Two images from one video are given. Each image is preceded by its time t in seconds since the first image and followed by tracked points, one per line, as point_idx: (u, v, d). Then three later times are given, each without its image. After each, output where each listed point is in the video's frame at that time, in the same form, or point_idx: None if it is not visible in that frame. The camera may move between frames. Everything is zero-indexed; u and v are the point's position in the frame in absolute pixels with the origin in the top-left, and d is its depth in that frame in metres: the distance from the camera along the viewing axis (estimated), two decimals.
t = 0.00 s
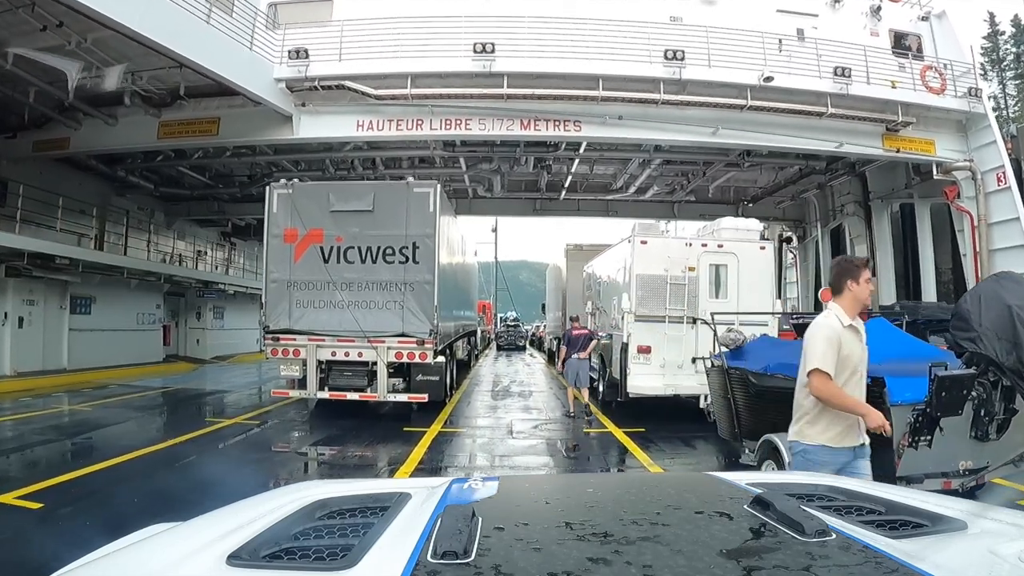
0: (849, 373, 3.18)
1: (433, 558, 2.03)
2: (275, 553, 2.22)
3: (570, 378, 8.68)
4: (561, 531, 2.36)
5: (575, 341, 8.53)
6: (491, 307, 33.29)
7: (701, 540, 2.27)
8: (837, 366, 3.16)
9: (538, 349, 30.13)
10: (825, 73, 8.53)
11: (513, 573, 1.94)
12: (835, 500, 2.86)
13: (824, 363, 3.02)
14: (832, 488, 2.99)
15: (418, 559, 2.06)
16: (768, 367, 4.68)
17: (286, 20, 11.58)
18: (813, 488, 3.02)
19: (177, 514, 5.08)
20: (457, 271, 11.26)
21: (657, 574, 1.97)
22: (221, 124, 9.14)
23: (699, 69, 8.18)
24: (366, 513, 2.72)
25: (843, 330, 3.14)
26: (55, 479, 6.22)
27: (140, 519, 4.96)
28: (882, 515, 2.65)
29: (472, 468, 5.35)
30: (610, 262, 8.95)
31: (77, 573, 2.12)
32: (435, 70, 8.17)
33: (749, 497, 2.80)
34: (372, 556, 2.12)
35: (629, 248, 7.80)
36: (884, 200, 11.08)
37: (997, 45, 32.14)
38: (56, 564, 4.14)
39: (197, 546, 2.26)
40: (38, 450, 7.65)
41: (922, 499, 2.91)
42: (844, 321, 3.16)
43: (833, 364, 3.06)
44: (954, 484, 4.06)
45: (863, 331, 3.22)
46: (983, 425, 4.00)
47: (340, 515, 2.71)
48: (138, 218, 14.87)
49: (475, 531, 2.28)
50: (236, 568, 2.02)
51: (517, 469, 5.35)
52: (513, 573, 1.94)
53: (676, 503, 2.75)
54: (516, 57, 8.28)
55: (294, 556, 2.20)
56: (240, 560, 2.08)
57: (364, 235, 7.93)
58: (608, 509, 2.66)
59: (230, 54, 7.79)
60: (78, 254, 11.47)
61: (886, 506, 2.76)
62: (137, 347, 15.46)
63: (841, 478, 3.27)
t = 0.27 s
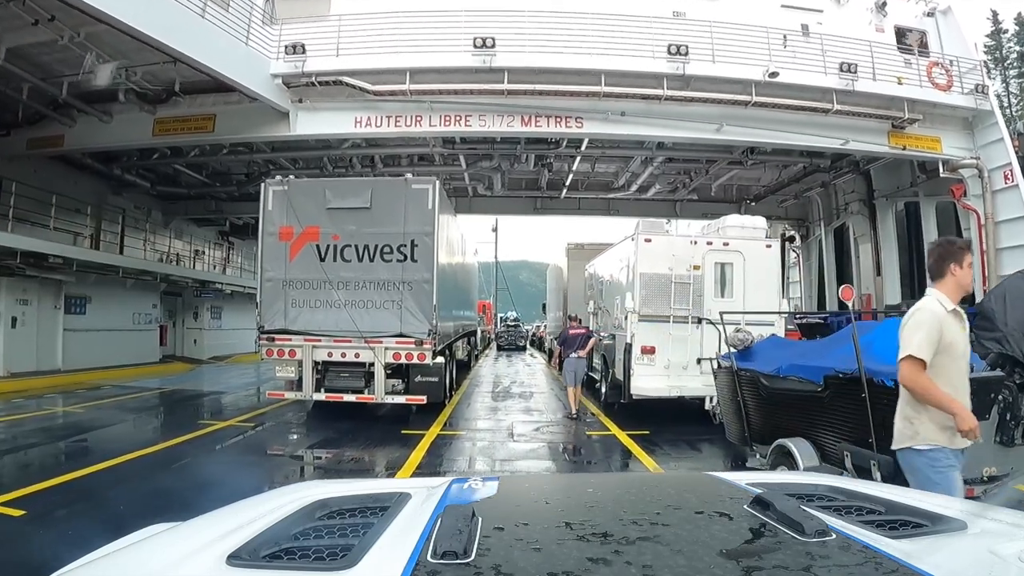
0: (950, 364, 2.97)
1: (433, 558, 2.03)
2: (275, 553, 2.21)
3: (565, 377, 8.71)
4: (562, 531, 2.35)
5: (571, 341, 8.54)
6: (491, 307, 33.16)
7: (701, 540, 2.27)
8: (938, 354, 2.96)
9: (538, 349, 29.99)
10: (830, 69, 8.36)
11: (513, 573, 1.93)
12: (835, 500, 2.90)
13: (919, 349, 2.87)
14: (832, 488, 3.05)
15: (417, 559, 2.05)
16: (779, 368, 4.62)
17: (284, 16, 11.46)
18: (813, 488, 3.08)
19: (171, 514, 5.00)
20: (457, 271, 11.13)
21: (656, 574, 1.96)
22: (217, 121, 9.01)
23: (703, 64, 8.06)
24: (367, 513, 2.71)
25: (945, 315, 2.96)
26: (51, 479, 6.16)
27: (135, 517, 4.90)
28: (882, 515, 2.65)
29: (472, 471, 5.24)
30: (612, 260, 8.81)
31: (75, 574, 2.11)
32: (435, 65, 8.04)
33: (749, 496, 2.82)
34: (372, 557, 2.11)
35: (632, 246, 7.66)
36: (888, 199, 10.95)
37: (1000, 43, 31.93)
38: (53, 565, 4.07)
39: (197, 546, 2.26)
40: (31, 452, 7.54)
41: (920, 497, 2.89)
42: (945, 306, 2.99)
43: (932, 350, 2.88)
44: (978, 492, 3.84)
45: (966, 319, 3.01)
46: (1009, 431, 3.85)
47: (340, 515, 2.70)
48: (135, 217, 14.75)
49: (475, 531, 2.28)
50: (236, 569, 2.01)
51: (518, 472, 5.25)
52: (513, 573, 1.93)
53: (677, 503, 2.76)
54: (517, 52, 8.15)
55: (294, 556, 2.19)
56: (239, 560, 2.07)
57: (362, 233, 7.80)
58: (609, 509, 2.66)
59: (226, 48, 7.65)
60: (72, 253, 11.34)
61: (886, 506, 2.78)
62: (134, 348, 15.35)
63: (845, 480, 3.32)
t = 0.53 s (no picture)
0: None
1: (433, 558, 2.03)
2: (274, 553, 2.19)
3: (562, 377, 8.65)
4: (562, 531, 2.37)
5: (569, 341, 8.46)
6: (489, 307, 33.00)
7: (701, 540, 2.30)
8: None
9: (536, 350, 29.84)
10: (836, 65, 8.29)
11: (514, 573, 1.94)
12: (834, 500, 2.99)
13: None
14: (832, 488, 3.15)
15: (418, 559, 2.05)
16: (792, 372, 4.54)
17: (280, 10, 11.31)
18: (813, 488, 3.18)
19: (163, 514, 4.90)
20: (455, 271, 11.00)
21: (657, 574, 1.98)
22: (211, 116, 8.84)
23: (706, 59, 7.92)
24: (366, 513, 2.71)
25: None
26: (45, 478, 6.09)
27: (124, 518, 4.78)
28: (881, 515, 2.73)
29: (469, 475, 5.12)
30: (613, 259, 8.67)
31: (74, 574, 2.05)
32: (432, 59, 7.90)
33: (749, 497, 2.88)
34: (374, 556, 2.11)
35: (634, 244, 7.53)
36: (892, 198, 10.83)
37: (1003, 42, 31.69)
38: (53, 564, 4.02)
39: (199, 545, 2.23)
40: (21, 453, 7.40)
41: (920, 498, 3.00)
42: None
43: None
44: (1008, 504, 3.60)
45: None
46: None
47: (340, 515, 2.70)
48: (130, 215, 14.57)
49: (475, 531, 2.29)
50: (237, 569, 1.98)
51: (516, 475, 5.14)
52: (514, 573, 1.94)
53: (677, 504, 2.78)
54: (517, 47, 8.00)
55: (295, 556, 2.19)
56: (240, 560, 2.05)
57: (357, 230, 7.65)
58: (609, 509, 2.68)
59: (219, 42, 7.50)
60: (64, 251, 11.16)
61: (885, 506, 2.85)
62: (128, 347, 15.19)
63: (842, 481, 3.44)
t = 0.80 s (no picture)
0: None
1: (433, 558, 2.00)
2: (274, 554, 2.18)
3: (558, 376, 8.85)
4: (562, 531, 2.35)
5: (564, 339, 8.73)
6: (485, 307, 32.81)
7: (701, 540, 2.27)
8: None
9: (532, 350, 29.66)
10: (839, 61, 8.17)
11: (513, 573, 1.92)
12: (835, 499, 2.96)
13: None
14: (832, 488, 3.12)
15: (415, 559, 2.02)
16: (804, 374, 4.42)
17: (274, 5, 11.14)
18: (812, 488, 3.14)
19: (151, 516, 4.77)
20: (450, 271, 10.85)
21: (657, 574, 1.96)
22: (201, 112, 8.66)
23: (707, 54, 7.78)
24: (367, 514, 2.68)
25: None
26: (37, 479, 6.01)
27: (110, 521, 4.66)
28: (882, 515, 2.71)
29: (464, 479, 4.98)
30: (612, 257, 8.53)
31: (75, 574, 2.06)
32: (427, 53, 7.73)
33: (749, 496, 2.85)
34: (373, 556, 2.08)
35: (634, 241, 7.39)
36: (894, 196, 10.71)
37: (1004, 41, 31.44)
38: (52, 564, 3.97)
39: (200, 544, 2.23)
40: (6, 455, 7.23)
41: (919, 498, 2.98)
42: None
43: None
44: None
45: None
46: None
47: (340, 515, 2.67)
48: (121, 213, 14.36)
49: (474, 531, 2.27)
50: (236, 569, 1.97)
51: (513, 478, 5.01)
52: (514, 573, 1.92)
53: (676, 503, 2.77)
54: (514, 40, 7.84)
55: (293, 556, 2.16)
56: (239, 560, 2.04)
57: (349, 227, 7.49)
58: (608, 509, 2.66)
59: (210, 34, 7.30)
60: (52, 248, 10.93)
61: (886, 506, 2.83)
62: (119, 348, 15.01)
63: (841, 480, 3.40)
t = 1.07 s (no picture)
0: None
1: (433, 558, 2.03)
2: (274, 553, 2.19)
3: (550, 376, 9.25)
4: (562, 531, 2.38)
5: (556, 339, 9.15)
6: (480, 307, 32.67)
7: (701, 540, 2.30)
8: None
9: (528, 350, 29.50)
10: (841, 55, 8.02)
11: (514, 573, 1.94)
12: (835, 499, 2.98)
13: None
14: (832, 488, 3.13)
15: (418, 559, 2.05)
16: (819, 377, 4.30)
17: None
18: (813, 488, 3.16)
19: (139, 522, 4.67)
20: (445, 270, 10.71)
21: (657, 574, 1.99)
22: (190, 107, 8.49)
23: (707, 47, 7.64)
24: (366, 514, 2.70)
25: None
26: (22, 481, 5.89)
27: (98, 524, 4.57)
28: (881, 514, 2.73)
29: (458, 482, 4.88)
30: (610, 256, 8.37)
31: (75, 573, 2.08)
32: (421, 46, 7.59)
33: (749, 497, 2.86)
34: (373, 556, 2.11)
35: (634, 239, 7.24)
36: (894, 194, 10.61)
37: (1003, 39, 31.30)
38: (52, 564, 3.97)
39: (202, 544, 2.26)
40: None
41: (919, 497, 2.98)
42: None
43: None
44: None
45: None
46: None
47: (340, 515, 2.68)
48: (112, 211, 14.17)
49: (475, 531, 2.29)
50: (236, 569, 1.99)
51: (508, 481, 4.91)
52: (513, 573, 1.95)
53: (675, 503, 2.79)
54: (510, 33, 7.68)
55: (294, 556, 2.19)
56: (239, 560, 2.06)
57: (339, 224, 7.32)
58: (609, 509, 2.69)
59: (199, 27, 7.11)
60: (39, 247, 10.72)
61: (886, 506, 2.84)
62: (109, 349, 14.84)
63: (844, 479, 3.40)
